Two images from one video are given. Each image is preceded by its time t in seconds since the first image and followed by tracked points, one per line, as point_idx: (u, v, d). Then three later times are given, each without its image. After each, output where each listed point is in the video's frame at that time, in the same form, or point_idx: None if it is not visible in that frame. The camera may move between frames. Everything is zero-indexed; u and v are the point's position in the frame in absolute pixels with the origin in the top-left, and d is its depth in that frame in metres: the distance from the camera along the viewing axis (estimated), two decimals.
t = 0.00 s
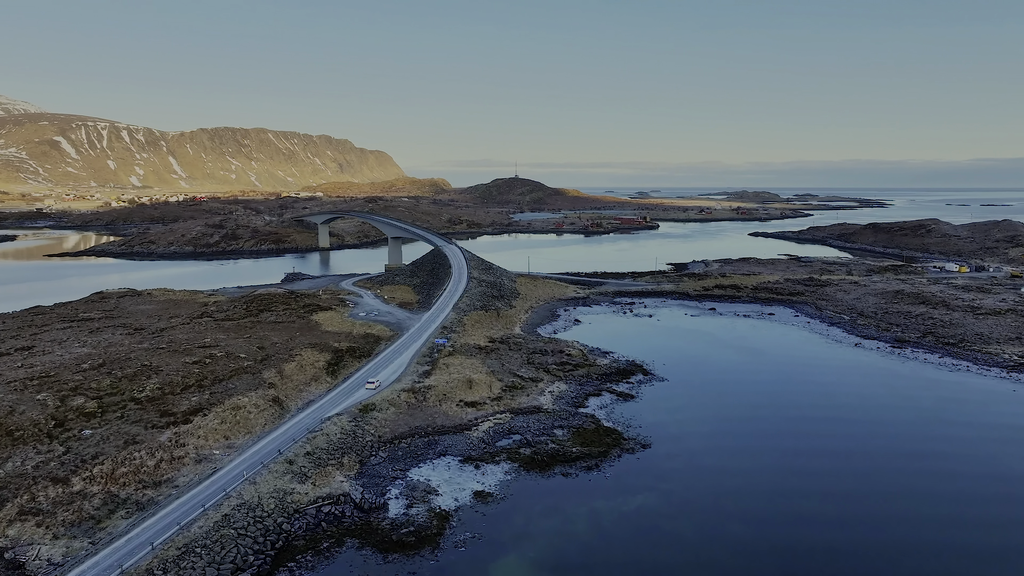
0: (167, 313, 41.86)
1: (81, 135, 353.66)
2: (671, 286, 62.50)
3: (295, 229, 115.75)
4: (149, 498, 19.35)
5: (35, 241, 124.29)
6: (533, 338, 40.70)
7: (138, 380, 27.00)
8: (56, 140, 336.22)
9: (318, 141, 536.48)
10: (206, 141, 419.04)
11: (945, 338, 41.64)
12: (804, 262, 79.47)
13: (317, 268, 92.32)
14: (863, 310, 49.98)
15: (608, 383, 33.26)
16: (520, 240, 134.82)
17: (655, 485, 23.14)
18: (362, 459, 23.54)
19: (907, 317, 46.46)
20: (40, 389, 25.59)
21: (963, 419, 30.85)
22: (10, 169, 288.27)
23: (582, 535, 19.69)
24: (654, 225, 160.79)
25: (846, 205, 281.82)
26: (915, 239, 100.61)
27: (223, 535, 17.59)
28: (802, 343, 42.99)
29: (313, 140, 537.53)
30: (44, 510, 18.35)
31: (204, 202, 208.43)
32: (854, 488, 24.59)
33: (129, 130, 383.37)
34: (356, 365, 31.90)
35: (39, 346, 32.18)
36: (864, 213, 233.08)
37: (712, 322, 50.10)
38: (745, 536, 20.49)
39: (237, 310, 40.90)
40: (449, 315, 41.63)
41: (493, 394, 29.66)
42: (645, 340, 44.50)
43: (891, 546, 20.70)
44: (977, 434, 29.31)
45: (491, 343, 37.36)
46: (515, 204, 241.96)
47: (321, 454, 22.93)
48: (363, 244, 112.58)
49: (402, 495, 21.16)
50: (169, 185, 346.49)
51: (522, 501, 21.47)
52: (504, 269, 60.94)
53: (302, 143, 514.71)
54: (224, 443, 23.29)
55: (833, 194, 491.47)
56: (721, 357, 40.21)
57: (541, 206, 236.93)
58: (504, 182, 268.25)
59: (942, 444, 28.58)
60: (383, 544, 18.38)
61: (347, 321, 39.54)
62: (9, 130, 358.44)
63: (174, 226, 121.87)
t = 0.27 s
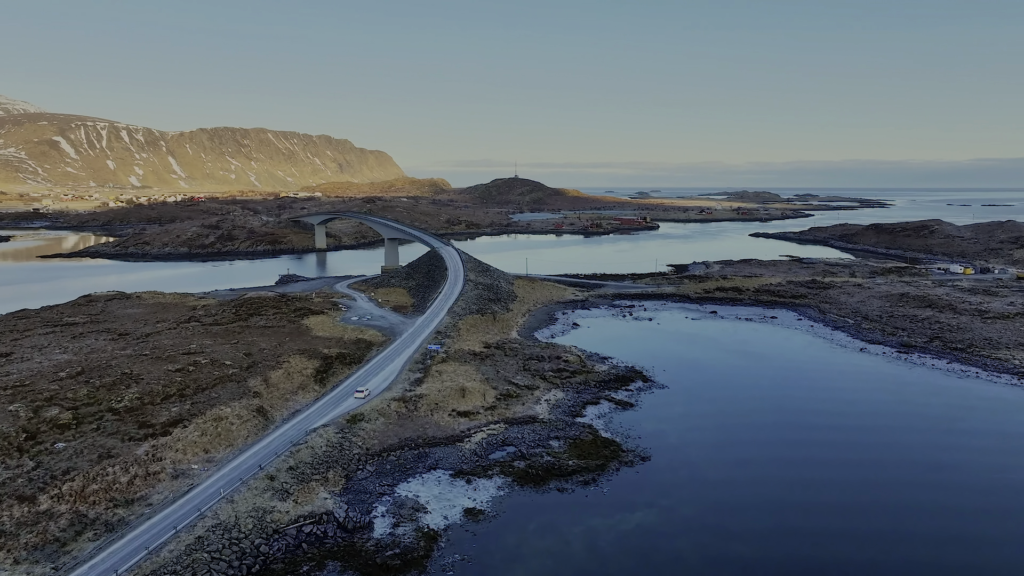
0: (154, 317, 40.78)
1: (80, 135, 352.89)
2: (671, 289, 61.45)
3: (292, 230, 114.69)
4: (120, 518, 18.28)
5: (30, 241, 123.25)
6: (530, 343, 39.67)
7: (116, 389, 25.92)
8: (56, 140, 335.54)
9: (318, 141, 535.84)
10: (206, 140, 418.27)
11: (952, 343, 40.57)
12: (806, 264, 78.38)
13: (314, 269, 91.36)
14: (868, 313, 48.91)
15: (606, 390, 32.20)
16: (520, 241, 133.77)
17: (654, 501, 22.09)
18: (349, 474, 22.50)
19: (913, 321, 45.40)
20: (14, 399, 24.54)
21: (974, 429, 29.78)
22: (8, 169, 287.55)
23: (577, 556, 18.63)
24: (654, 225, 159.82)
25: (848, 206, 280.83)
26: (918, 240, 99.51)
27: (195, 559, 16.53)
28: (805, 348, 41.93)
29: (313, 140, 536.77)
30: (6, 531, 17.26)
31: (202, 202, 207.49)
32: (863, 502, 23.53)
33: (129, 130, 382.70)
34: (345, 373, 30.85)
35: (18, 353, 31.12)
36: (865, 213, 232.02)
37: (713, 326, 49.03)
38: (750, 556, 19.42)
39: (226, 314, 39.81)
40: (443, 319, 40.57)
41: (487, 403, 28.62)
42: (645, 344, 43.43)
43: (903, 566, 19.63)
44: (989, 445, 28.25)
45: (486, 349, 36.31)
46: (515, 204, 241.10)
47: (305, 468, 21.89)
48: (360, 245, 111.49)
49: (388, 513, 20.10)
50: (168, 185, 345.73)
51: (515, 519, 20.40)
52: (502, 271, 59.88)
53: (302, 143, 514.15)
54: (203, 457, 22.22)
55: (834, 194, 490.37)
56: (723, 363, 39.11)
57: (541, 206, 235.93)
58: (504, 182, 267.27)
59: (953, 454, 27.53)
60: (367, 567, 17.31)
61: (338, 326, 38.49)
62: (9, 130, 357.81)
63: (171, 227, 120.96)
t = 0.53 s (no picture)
0: (143, 319, 39.92)
1: (79, 135, 352.30)
2: (671, 290, 60.62)
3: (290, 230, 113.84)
4: (95, 535, 17.44)
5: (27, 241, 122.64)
6: (528, 347, 38.83)
7: (99, 396, 25.08)
8: (55, 140, 334.91)
9: (317, 141, 535.27)
10: (205, 140, 417.49)
11: (959, 347, 39.71)
12: (808, 265, 77.48)
13: (310, 271, 90.49)
14: (872, 316, 48.03)
15: (605, 396, 31.36)
16: (519, 241, 132.90)
17: (654, 514, 21.24)
18: (337, 486, 21.68)
19: (918, 323, 44.57)
20: None
21: (983, 436, 28.93)
22: (7, 169, 286.99)
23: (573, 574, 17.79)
24: (654, 225, 158.97)
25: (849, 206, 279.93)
26: (920, 241, 98.59)
27: None
28: (808, 352, 41.07)
29: (312, 140, 536.10)
30: None
31: (200, 202, 206.76)
32: (870, 514, 22.68)
33: (128, 130, 382.18)
34: (337, 379, 30.03)
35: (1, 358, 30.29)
36: (865, 213, 231.18)
37: (714, 329, 48.17)
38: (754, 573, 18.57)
39: (217, 318, 38.96)
40: (439, 323, 39.71)
41: (482, 410, 27.77)
42: (645, 348, 42.57)
43: None
44: (999, 453, 27.42)
45: (482, 353, 35.49)
46: (515, 204, 240.29)
47: (291, 480, 21.07)
48: (358, 245, 110.61)
49: (377, 528, 19.27)
50: (168, 185, 345.06)
51: (509, 534, 19.55)
52: (499, 273, 59.02)
53: (302, 143, 513.66)
54: (185, 469, 21.37)
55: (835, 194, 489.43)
56: (725, 367, 38.28)
57: (541, 206, 235.11)
58: (503, 182, 266.45)
59: (962, 463, 26.74)
60: None
61: (331, 330, 37.67)
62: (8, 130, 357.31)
63: (167, 227, 119.98)
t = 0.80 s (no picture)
0: (130, 323, 38.93)
1: (78, 135, 351.27)
2: (671, 292, 59.69)
3: (286, 231, 112.84)
4: (63, 556, 16.51)
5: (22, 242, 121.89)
6: (524, 352, 37.91)
7: (77, 406, 24.11)
8: (53, 140, 334.01)
9: (317, 141, 534.50)
10: (205, 140, 416.60)
11: (966, 351, 38.77)
12: (809, 266, 76.58)
13: (307, 272, 89.52)
14: (876, 319, 47.10)
15: (603, 404, 30.43)
16: (518, 242, 131.98)
17: (654, 531, 20.29)
18: (323, 501, 20.76)
19: (924, 327, 43.64)
20: None
21: (994, 444, 28.04)
22: (6, 169, 286.18)
23: None
24: (654, 226, 158.15)
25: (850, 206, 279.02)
26: (923, 242, 97.68)
27: None
28: (812, 356, 40.13)
29: (312, 140, 535.34)
30: None
31: (198, 203, 205.83)
32: (880, 527, 21.73)
33: (127, 130, 381.44)
34: (327, 387, 29.09)
35: None
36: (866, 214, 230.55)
37: (715, 332, 47.25)
38: None
39: (206, 322, 37.97)
40: (434, 327, 38.75)
41: (476, 420, 26.82)
42: (645, 352, 41.62)
43: None
44: (1010, 463, 26.52)
45: (477, 359, 34.58)
46: (515, 205, 239.36)
47: (274, 496, 20.14)
48: (355, 246, 109.68)
49: (363, 546, 18.33)
50: (167, 185, 344.14)
51: (502, 552, 18.61)
52: (497, 275, 58.07)
53: (302, 143, 512.86)
54: (164, 483, 20.40)
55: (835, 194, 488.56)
56: (726, 371, 37.33)
57: (540, 207, 234.31)
58: (502, 182, 265.69)
59: (972, 472, 25.85)
60: None
61: (323, 334, 36.72)
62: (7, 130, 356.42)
63: (163, 228, 118.91)
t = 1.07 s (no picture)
0: (116, 327, 37.84)
1: (77, 135, 350.35)
2: (672, 295, 58.61)
3: (283, 232, 111.80)
4: None
5: (17, 243, 120.87)
6: (521, 357, 36.82)
7: (51, 417, 23.00)
8: (52, 141, 333.01)
9: (316, 141, 533.74)
10: (204, 140, 415.64)
11: (975, 356, 37.75)
12: (812, 268, 75.54)
13: (303, 274, 88.46)
14: (881, 322, 46.08)
15: (602, 412, 29.37)
16: (516, 243, 131.00)
17: (655, 551, 19.21)
18: (306, 518, 19.69)
19: (931, 331, 42.58)
20: None
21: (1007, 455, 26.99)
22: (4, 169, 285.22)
23: None
24: (653, 226, 157.24)
25: (851, 206, 278.07)
26: (926, 243, 96.77)
27: None
28: (816, 361, 39.11)
29: (312, 140, 534.39)
30: None
31: (196, 203, 204.88)
32: (893, 544, 20.64)
33: (126, 130, 380.46)
34: (315, 395, 28.02)
35: None
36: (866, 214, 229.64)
37: (716, 336, 46.22)
38: None
39: (193, 326, 36.88)
40: (428, 332, 37.69)
41: (469, 430, 25.77)
42: (644, 356, 40.54)
43: None
44: None
45: (472, 365, 33.52)
46: (514, 205, 238.32)
47: (254, 514, 19.08)
48: (352, 247, 108.64)
49: (346, 569, 17.26)
50: (165, 185, 343.25)
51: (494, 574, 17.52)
52: (494, 277, 57.03)
53: (301, 143, 512.10)
54: (137, 501, 19.31)
55: (835, 194, 487.69)
56: (729, 377, 36.24)
57: (540, 207, 233.40)
58: (502, 182, 264.82)
59: (986, 484, 24.81)
60: None
61: (313, 339, 35.62)
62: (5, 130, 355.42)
63: (158, 229, 117.77)
